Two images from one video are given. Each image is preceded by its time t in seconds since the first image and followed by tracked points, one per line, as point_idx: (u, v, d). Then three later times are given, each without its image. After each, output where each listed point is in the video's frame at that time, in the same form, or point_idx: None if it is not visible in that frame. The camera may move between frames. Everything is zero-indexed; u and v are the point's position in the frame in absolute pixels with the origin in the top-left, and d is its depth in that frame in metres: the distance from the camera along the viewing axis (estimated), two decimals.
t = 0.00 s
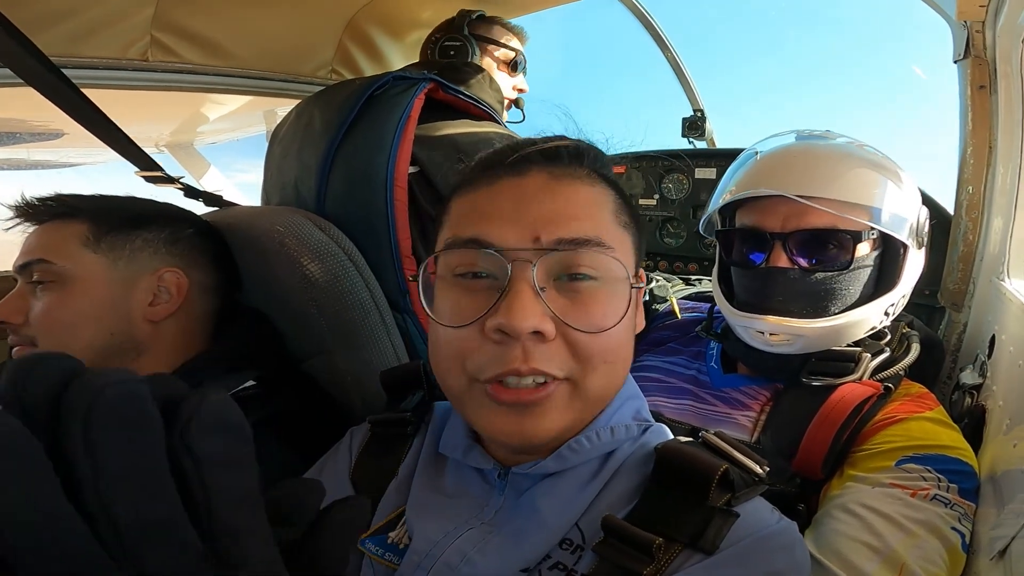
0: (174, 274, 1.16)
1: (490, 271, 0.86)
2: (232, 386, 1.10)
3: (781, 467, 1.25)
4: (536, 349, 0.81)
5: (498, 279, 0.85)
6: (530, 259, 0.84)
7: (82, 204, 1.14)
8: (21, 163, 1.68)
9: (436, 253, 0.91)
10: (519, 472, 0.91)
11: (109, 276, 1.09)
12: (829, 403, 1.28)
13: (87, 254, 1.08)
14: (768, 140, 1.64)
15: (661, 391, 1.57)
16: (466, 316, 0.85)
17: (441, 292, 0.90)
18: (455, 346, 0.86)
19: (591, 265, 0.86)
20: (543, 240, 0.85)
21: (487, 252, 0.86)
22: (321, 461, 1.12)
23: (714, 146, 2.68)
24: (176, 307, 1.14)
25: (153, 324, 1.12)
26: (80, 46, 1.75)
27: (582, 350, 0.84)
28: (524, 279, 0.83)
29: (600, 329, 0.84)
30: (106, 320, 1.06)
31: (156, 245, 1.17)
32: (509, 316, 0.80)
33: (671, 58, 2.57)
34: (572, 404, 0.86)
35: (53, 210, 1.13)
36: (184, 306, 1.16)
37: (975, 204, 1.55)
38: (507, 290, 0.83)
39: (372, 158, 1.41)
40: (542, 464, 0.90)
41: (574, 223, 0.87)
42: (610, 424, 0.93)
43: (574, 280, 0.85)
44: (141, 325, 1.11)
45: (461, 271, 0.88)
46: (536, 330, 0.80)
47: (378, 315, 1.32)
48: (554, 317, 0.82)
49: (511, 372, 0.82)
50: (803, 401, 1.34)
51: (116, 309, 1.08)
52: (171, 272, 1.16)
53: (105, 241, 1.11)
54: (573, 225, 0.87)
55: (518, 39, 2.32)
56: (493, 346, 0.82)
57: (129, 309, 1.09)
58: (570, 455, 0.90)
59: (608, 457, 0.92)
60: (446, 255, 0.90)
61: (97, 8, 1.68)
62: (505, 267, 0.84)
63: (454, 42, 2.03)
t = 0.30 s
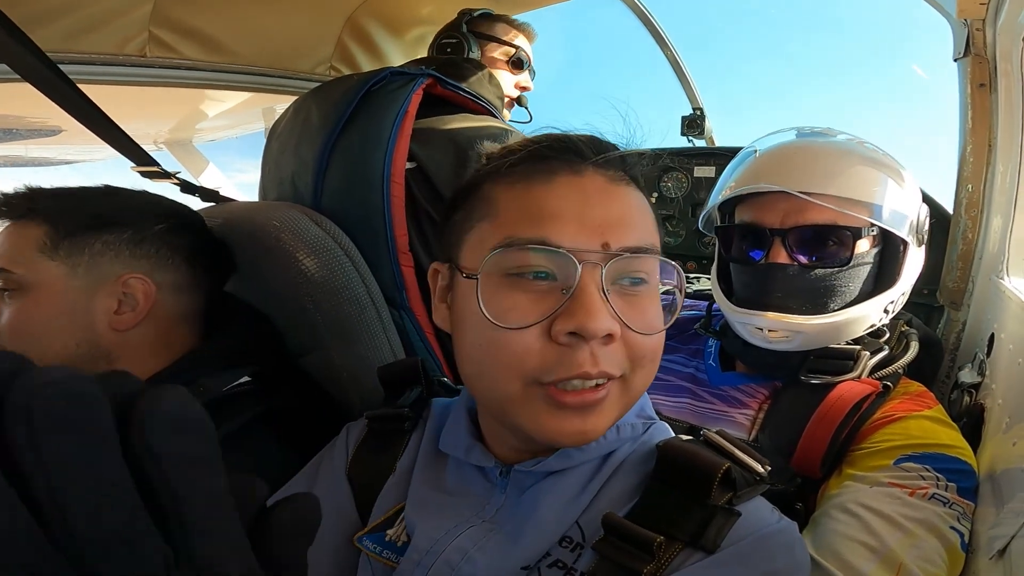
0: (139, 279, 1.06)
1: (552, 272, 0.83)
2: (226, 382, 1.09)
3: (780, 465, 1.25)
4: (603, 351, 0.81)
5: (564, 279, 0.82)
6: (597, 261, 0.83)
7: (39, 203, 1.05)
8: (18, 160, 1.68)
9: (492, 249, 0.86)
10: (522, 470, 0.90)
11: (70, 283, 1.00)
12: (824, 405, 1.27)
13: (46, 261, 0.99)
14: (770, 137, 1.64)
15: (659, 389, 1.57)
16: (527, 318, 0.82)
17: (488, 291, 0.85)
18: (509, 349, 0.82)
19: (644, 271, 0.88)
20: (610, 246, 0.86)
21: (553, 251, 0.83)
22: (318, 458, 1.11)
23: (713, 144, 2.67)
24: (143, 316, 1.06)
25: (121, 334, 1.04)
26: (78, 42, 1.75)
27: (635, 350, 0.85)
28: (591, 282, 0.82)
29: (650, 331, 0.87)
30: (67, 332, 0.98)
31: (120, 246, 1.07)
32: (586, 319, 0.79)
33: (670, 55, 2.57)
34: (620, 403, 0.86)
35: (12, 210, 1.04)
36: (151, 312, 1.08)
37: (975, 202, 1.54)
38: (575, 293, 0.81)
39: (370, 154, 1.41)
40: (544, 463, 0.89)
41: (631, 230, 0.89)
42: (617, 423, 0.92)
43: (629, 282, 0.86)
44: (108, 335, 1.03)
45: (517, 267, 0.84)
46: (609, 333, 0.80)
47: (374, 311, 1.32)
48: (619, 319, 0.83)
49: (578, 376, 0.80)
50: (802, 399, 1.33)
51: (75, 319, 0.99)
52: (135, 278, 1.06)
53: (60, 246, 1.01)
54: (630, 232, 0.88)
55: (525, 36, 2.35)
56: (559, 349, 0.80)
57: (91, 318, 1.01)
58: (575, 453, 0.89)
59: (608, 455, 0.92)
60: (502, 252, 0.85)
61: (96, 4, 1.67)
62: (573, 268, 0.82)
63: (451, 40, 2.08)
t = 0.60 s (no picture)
0: (115, 296, 0.95)
1: (521, 271, 0.83)
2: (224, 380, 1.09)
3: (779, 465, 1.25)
4: (574, 349, 0.80)
5: (532, 277, 0.82)
6: (566, 258, 0.83)
7: (56, 200, 0.99)
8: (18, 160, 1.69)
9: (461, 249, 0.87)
10: (518, 469, 0.91)
11: (50, 288, 0.92)
12: (821, 406, 1.27)
13: (38, 262, 0.94)
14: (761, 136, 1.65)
15: (656, 388, 1.57)
16: (496, 317, 0.82)
17: (461, 291, 0.86)
18: (483, 347, 0.83)
19: (620, 268, 0.87)
20: (579, 238, 0.85)
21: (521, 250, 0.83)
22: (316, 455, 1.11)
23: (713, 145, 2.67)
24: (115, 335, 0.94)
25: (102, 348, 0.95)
26: (77, 41, 1.75)
27: (611, 347, 0.84)
28: (561, 278, 0.82)
29: (627, 328, 0.85)
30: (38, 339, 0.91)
31: (105, 257, 0.97)
32: (553, 317, 0.79)
33: (670, 56, 2.57)
34: (597, 406, 0.85)
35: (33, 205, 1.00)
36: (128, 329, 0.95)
37: (973, 202, 1.54)
38: (544, 289, 0.81)
39: (367, 153, 1.41)
40: (542, 462, 0.89)
41: (605, 223, 0.88)
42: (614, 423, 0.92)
43: (604, 280, 0.85)
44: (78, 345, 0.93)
45: (486, 267, 0.85)
46: (576, 331, 0.79)
47: (373, 311, 1.33)
48: (590, 315, 0.82)
49: (548, 374, 0.80)
50: (800, 398, 1.33)
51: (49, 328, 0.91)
52: (112, 294, 0.95)
53: (53, 248, 0.95)
54: (604, 224, 0.88)
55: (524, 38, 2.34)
56: (529, 347, 0.80)
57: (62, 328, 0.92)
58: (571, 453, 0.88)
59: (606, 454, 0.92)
60: (471, 252, 0.86)
61: (96, 4, 1.67)
62: (542, 265, 0.82)
63: (452, 40, 2.09)
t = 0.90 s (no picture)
0: (123, 287, 0.90)
1: (489, 247, 0.85)
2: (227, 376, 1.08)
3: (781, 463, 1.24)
4: (535, 323, 0.80)
5: (500, 255, 0.84)
6: (531, 233, 0.83)
7: (88, 192, 1.04)
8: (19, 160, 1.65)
9: (438, 231, 0.91)
10: (520, 466, 0.90)
11: (68, 273, 0.92)
12: (831, 401, 1.26)
13: (59, 248, 0.94)
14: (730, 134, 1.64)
15: (656, 388, 1.56)
16: (466, 292, 0.84)
17: (443, 270, 0.90)
18: (454, 323, 0.85)
19: (594, 243, 0.84)
20: (544, 220, 0.84)
21: (487, 229, 0.85)
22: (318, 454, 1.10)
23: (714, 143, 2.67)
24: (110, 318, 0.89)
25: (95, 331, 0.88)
26: (77, 38, 1.74)
27: (582, 325, 0.82)
28: (524, 255, 0.82)
29: (602, 306, 0.83)
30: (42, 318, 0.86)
31: (123, 248, 0.97)
32: (508, 289, 0.80)
33: (671, 54, 2.56)
34: (572, 383, 0.84)
35: (66, 195, 1.04)
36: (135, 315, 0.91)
37: (977, 199, 1.53)
38: (507, 264, 0.82)
39: (370, 151, 1.40)
40: (544, 458, 0.88)
41: (578, 205, 0.86)
42: (613, 418, 0.92)
43: (574, 257, 0.83)
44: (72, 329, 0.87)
45: (462, 248, 0.88)
46: (535, 303, 0.79)
47: (374, 306, 1.33)
48: (554, 291, 0.81)
49: (510, 346, 0.81)
50: (804, 397, 1.33)
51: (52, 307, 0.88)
52: (121, 284, 0.90)
53: (77, 237, 0.96)
54: (575, 207, 0.86)
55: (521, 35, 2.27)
56: (492, 320, 0.81)
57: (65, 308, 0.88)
58: (572, 449, 0.89)
59: (610, 451, 0.91)
60: (448, 233, 0.90)
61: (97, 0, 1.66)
62: (506, 241, 0.83)
63: (459, 39, 2.08)
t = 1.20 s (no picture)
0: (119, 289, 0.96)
1: (466, 252, 0.85)
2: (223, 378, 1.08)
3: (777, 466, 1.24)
4: (509, 329, 0.79)
5: (475, 260, 0.84)
6: (506, 239, 0.83)
7: (86, 193, 1.03)
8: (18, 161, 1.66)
9: (421, 234, 0.91)
10: (511, 468, 0.90)
11: (65, 275, 0.95)
12: (825, 405, 1.25)
13: (57, 250, 0.97)
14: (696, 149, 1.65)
15: (653, 390, 1.56)
16: (442, 297, 0.85)
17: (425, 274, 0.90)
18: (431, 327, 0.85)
19: (570, 248, 0.84)
20: (518, 224, 0.85)
21: (463, 233, 0.85)
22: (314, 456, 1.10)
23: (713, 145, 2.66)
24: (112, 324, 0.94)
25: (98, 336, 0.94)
26: (76, 40, 1.74)
27: (558, 330, 0.81)
28: (499, 260, 0.82)
29: (578, 312, 0.82)
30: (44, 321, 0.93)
31: (118, 250, 0.98)
32: (480, 295, 0.79)
33: (669, 55, 2.56)
34: (547, 389, 0.84)
35: (63, 198, 1.04)
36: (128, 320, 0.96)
37: (974, 200, 1.53)
38: (482, 270, 0.82)
39: (367, 154, 1.40)
40: (534, 460, 0.88)
41: (553, 209, 0.86)
42: (604, 421, 0.92)
43: (550, 263, 0.83)
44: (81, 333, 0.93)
45: (442, 252, 0.88)
46: (507, 309, 0.79)
47: (371, 309, 1.30)
48: (528, 296, 0.80)
49: (483, 351, 0.80)
50: (800, 400, 1.32)
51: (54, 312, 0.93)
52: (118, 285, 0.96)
53: (75, 239, 0.97)
54: (552, 211, 0.86)
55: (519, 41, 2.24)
56: (466, 325, 0.81)
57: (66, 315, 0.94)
58: (562, 452, 0.88)
59: (601, 453, 0.91)
60: (428, 237, 0.90)
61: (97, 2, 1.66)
62: (480, 246, 0.83)
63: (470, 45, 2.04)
